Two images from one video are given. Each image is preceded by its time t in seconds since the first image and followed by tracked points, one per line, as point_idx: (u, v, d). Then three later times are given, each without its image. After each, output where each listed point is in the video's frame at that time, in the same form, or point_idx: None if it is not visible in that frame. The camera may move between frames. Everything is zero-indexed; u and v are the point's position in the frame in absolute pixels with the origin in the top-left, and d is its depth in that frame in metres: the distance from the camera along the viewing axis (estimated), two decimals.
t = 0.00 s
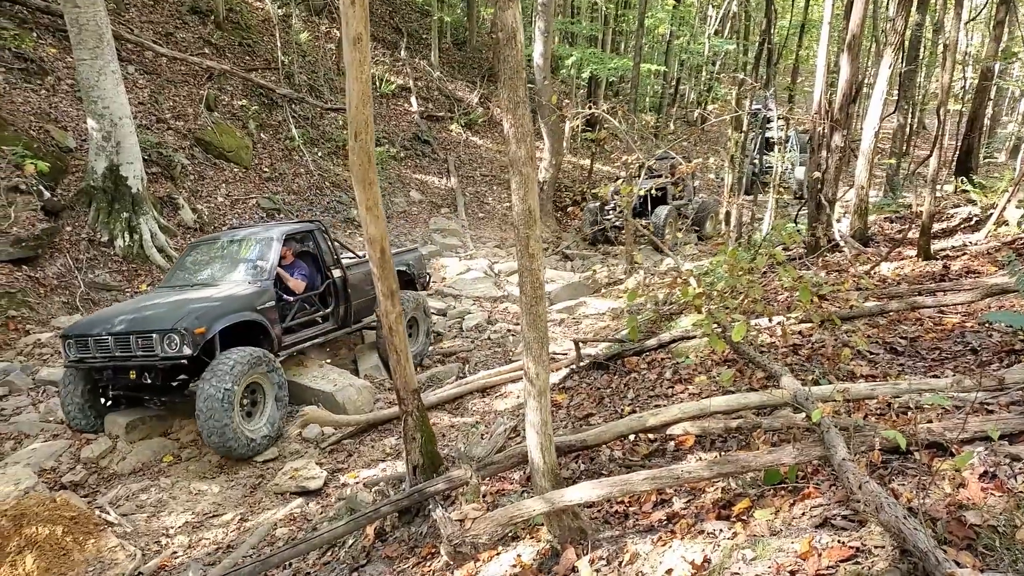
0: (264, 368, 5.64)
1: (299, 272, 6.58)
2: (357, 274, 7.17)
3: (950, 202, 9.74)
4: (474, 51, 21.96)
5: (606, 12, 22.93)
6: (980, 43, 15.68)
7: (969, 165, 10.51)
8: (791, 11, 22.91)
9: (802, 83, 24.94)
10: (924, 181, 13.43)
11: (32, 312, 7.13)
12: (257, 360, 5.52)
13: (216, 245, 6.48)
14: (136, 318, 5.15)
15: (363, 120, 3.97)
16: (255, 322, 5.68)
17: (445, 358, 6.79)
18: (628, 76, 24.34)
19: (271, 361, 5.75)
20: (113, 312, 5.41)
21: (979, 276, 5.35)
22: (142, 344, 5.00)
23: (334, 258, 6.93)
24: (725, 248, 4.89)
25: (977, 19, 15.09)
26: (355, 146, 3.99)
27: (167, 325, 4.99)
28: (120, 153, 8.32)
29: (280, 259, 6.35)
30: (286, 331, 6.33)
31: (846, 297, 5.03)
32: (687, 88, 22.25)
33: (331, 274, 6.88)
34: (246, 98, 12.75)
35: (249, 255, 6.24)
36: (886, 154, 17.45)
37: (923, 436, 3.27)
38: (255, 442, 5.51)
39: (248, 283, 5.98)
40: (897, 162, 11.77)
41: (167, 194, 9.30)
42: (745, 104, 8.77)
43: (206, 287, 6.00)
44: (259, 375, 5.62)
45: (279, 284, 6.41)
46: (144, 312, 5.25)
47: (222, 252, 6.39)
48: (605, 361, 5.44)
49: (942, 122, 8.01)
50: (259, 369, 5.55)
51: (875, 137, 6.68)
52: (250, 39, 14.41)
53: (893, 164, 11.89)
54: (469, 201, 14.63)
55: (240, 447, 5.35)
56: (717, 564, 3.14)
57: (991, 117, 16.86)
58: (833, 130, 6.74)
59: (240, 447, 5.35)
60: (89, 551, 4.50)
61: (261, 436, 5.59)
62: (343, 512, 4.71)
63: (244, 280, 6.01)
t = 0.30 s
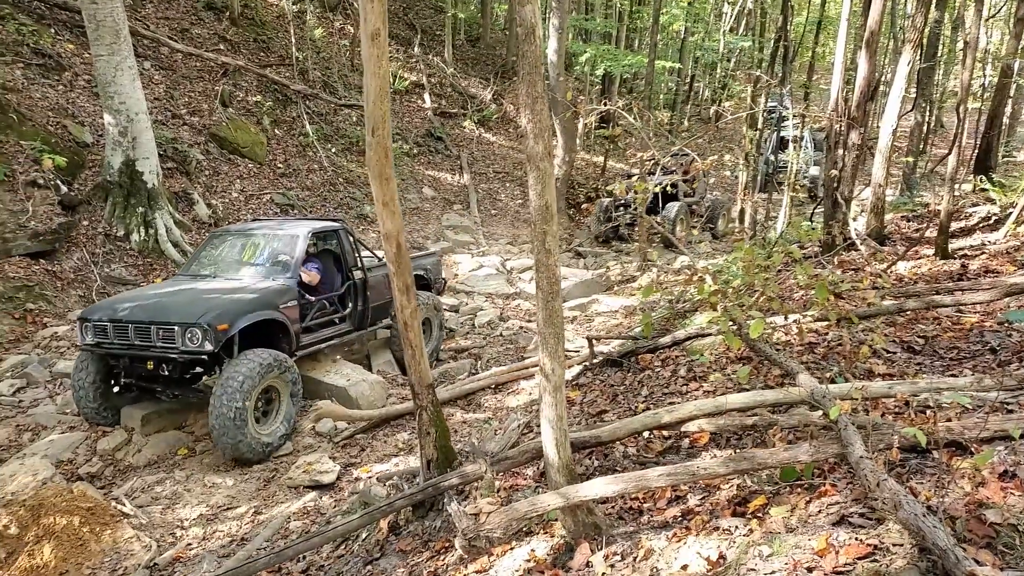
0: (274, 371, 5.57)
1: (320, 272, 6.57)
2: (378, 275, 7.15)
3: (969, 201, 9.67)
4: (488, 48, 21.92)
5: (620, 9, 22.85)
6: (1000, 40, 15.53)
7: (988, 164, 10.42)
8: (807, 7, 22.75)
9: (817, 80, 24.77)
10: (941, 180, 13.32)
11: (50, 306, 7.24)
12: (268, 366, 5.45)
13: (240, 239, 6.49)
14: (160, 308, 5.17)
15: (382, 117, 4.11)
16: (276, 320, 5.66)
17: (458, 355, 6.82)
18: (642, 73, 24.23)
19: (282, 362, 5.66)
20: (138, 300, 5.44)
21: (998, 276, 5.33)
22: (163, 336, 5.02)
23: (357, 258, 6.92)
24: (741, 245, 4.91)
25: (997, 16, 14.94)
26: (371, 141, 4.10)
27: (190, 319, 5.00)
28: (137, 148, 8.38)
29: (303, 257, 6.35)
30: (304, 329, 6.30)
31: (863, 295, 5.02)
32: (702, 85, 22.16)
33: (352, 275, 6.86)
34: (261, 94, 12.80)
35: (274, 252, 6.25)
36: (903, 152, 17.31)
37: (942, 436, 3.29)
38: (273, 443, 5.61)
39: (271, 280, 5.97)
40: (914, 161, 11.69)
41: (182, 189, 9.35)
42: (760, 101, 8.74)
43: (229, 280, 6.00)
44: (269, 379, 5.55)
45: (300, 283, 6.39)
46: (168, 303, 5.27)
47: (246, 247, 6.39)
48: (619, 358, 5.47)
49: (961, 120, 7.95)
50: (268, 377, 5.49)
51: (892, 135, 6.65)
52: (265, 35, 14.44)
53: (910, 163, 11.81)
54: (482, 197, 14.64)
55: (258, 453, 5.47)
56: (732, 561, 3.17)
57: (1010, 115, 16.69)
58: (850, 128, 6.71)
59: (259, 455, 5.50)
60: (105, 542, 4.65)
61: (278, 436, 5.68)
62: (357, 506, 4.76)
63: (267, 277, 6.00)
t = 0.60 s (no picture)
0: (274, 380, 5.41)
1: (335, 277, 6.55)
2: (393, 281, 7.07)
3: (992, 201, 9.56)
4: (505, 44, 21.89)
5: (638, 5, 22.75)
6: None
7: (1012, 163, 10.29)
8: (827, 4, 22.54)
9: (838, 78, 24.55)
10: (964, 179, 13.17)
11: (70, 299, 7.31)
12: (262, 381, 5.28)
13: (256, 237, 6.45)
14: (172, 311, 5.17)
15: (402, 114, 4.15)
16: (288, 329, 5.65)
17: (473, 351, 6.83)
18: (659, 70, 24.13)
19: (281, 368, 5.47)
20: (150, 299, 5.44)
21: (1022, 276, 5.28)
22: (174, 342, 5.03)
23: (373, 264, 6.87)
24: (761, 243, 4.91)
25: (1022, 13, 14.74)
26: (392, 137, 4.16)
27: (203, 327, 5.00)
28: (156, 143, 8.45)
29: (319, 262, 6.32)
30: (316, 336, 6.29)
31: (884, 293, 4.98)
32: (719, 82, 22.02)
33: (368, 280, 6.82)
34: (278, 90, 12.86)
35: (289, 255, 6.23)
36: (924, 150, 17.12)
37: (966, 436, 3.31)
38: (286, 441, 5.68)
39: (285, 285, 5.96)
40: (936, 160, 11.57)
41: (200, 184, 9.41)
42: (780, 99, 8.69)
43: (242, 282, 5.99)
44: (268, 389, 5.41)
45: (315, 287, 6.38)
46: (180, 307, 5.26)
47: (261, 248, 6.36)
48: (636, 355, 5.47)
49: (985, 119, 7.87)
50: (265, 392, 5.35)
51: (914, 134, 6.61)
52: (283, 31, 14.49)
53: (932, 162, 11.69)
54: (497, 194, 14.63)
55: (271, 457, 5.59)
56: (751, 559, 3.19)
57: None
58: (872, 126, 6.67)
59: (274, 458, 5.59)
60: (123, 531, 4.76)
61: (291, 433, 5.72)
62: (374, 499, 4.81)
63: (282, 282, 5.99)
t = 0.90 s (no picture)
0: (278, 381, 5.34)
1: (341, 266, 6.56)
2: (398, 269, 7.06)
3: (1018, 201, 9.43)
4: (525, 40, 21.87)
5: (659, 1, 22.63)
6: None
7: None
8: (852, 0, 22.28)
9: (861, 75, 24.28)
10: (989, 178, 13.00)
11: (94, 290, 7.41)
12: (267, 387, 5.22)
13: (261, 231, 6.47)
14: (179, 304, 5.19)
15: (423, 110, 4.20)
16: (296, 316, 5.65)
17: (490, 347, 6.85)
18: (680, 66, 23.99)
19: (283, 367, 5.37)
20: (157, 293, 5.46)
21: None
22: (182, 333, 5.04)
23: (378, 252, 6.87)
24: (782, 241, 4.90)
25: None
26: (414, 132, 4.19)
27: (209, 316, 5.01)
28: (179, 137, 8.53)
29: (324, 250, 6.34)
30: (324, 324, 6.29)
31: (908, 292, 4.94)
32: (741, 79, 21.86)
33: (374, 268, 6.81)
34: (299, 86, 12.95)
35: (295, 245, 6.25)
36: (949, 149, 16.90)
37: (990, 438, 3.29)
38: (304, 428, 5.74)
39: (292, 274, 5.98)
40: (961, 159, 11.43)
41: (222, 178, 9.48)
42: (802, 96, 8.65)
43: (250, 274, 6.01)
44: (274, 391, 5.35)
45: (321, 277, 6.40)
46: (187, 299, 5.27)
47: (267, 239, 6.39)
48: (655, 353, 5.47)
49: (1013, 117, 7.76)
50: (271, 397, 5.30)
51: (940, 132, 6.54)
52: (304, 26, 14.56)
53: (957, 160, 11.55)
54: (516, 190, 14.64)
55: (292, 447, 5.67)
56: (770, 557, 3.20)
57: None
58: (896, 124, 6.62)
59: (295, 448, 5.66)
60: (145, 520, 4.89)
61: (307, 420, 5.76)
62: (392, 492, 4.85)
63: (289, 272, 6.00)
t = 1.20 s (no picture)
0: (281, 386, 5.29)
1: (348, 258, 6.59)
2: (406, 259, 7.08)
3: None
4: (549, 36, 21.84)
5: None
6: None
7: None
8: None
9: (890, 72, 23.92)
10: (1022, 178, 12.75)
11: (120, 282, 7.48)
12: (270, 397, 5.19)
13: (268, 225, 6.51)
14: (184, 298, 5.20)
15: (449, 105, 4.22)
16: (303, 305, 5.67)
17: (510, 342, 6.87)
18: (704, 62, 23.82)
19: (282, 372, 5.29)
20: (162, 289, 5.47)
21: None
22: (188, 325, 5.05)
23: (384, 242, 6.89)
24: (808, 239, 4.89)
25: None
26: (439, 127, 4.21)
27: (215, 307, 5.03)
28: (204, 131, 8.60)
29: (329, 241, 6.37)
30: (333, 315, 6.30)
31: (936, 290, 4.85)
32: (766, 76, 21.63)
33: (381, 259, 6.83)
34: (323, 81, 13.05)
35: (302, 236, 6.29)
36: (980, 148, 16.59)
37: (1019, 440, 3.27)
38: (321, 411, 5.82)
39: (299, 265, 6.02)
40: (992, 158, 11.24)
41: (246, 172, 9.56)
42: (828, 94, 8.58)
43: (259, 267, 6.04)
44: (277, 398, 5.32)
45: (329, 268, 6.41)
46: (192, 293, 5.29)
47: (273, 232, 6.42)
48: (677, 350, 5.47)
49: None
50: (276, 405, 5.29)
51: (971, 130, 6.45)
52: (329, 21, 14.66)
53: (988, 160, 11.35)
54: (538, 186, 14.63)
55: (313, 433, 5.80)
56: (793, 555, 3.20)
57: None
58: (925, 122, 6.55)
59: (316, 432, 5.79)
60: (168, 509, 5.02)
61: (322, 402, 5.81)
62: (412, 485, 4.90)
63: (295, 263, 6.03)
